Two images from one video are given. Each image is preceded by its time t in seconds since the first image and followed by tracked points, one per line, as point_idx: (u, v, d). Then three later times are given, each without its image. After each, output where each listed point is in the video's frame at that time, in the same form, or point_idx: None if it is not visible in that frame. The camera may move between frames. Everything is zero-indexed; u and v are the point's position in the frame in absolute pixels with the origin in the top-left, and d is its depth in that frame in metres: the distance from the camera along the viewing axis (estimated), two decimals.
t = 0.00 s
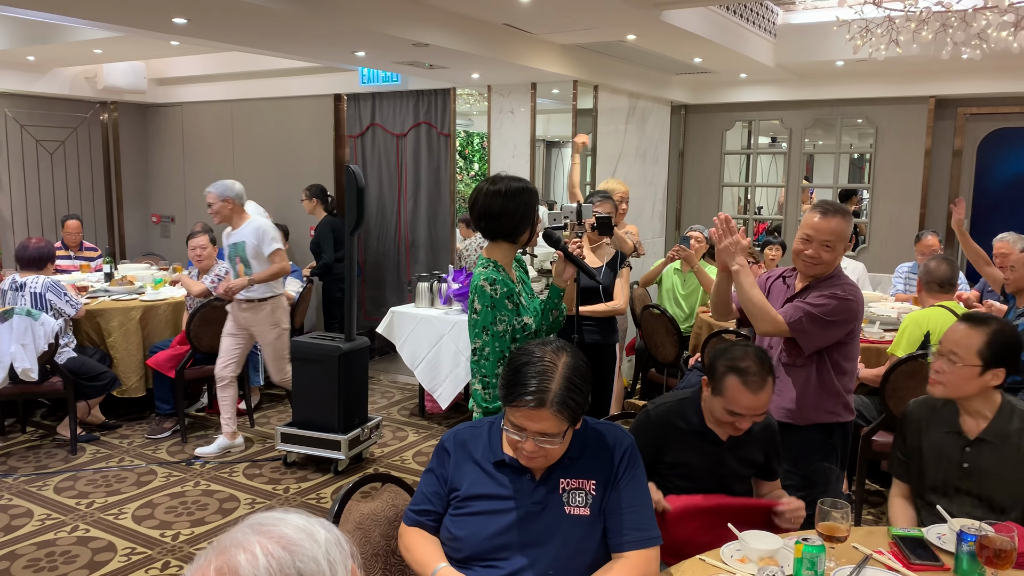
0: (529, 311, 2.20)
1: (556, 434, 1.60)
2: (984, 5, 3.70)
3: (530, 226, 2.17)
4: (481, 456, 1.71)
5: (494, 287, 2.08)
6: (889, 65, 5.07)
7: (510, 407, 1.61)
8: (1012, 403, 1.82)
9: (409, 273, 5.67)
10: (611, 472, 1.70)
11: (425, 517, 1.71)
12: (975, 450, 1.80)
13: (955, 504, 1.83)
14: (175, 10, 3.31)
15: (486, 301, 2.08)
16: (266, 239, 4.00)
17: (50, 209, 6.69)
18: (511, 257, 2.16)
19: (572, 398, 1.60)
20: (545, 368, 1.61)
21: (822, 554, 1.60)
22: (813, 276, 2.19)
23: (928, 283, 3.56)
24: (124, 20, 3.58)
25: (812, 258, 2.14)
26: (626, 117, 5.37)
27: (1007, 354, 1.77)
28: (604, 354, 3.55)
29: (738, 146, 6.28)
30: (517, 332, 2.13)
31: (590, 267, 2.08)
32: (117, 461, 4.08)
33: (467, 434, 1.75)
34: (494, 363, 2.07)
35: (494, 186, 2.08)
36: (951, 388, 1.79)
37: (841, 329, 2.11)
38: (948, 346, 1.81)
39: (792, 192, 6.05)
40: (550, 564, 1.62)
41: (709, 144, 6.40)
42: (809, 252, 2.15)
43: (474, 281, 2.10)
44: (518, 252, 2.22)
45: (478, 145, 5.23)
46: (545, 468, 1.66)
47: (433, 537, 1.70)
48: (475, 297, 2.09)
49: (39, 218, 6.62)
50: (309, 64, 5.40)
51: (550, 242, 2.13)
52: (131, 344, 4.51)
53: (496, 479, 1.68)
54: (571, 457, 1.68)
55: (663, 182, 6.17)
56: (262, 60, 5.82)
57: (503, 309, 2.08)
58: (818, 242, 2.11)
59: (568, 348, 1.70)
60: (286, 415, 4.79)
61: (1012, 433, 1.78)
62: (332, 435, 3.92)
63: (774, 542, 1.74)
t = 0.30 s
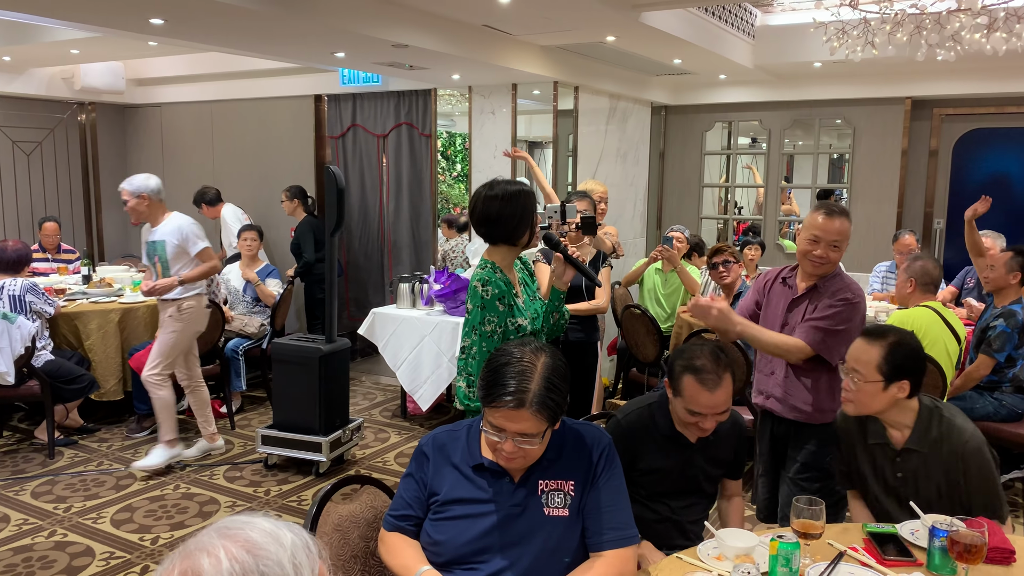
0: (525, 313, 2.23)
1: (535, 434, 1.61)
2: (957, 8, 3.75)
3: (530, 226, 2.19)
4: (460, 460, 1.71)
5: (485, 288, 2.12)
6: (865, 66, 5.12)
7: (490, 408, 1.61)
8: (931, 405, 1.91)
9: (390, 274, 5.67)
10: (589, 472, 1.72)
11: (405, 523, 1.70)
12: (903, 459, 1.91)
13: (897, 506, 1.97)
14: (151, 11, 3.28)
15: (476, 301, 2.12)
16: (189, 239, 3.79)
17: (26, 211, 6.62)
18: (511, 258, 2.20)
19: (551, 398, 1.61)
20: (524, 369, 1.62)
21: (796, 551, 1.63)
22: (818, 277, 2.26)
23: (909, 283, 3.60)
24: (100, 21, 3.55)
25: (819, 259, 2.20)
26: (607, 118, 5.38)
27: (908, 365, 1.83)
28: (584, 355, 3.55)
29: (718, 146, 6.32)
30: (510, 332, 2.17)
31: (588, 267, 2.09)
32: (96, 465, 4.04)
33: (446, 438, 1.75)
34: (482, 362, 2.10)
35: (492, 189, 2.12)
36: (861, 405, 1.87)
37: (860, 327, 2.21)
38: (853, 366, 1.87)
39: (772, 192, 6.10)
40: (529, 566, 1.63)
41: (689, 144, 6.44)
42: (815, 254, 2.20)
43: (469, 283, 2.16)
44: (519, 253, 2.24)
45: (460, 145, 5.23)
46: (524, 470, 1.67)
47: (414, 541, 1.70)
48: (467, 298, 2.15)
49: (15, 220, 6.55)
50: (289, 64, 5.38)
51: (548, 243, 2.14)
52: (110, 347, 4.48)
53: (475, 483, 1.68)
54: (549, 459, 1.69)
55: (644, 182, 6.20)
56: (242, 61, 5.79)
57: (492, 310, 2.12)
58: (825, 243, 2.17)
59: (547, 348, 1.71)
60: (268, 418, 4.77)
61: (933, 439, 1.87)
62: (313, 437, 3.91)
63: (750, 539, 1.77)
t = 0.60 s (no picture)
0: (532, 305, 2.33)
1: (511, 434, 1.60)
2: (934, 10, 3.79)
3: (534, 222, 2.25)
4: (437, 463, 1.71)
5: (489, 281, 2.24)
6: (846, 67, 5.16)
7: (467, 407, 1.60)
8: (875, 352, 1.92)
9: (374, 276, 5.67)
10: (566, 472, 1.72)
11: (382, 520, 1.71)
12: (847, 405, 1.95)
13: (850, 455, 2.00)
14: (130, 11, 3.26)
15: (483, 292, 2.24)
16: (83, 258, 3.54)
17: (5, 213, 6.55)
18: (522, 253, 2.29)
19: (527, 398, 1.61)
20: (500, 368, 1.61)
21: (772, 550, 1.63)
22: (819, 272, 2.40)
23: (895, 283, 3.62)
24: (77, 21, 3.51)
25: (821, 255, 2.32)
26: (590, 119, 5.40)
27: (840, 310, 1.86)
28: (566, 356, 3.54)
29: (700, 148, 6.36)
30: (516, 323, 2.27)
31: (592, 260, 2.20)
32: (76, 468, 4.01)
33: (423, 441, 1.75)
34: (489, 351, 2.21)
35: (498, 188, 2.21)
36: (798, 349, 1.92)
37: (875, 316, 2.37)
38: (790, 311, 1.93)
39: (754, 193, 6.14)
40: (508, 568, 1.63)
41: (671, 145, 6.47)
42: (815, 248, 2.33)
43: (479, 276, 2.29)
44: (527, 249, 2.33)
45: (445, 147, 5.23)
46: (501, 471, 1.67)
47: (391, 543, 1.70)
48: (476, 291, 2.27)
49: None
50: (271, 65, 5.36)
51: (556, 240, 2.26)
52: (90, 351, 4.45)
53: (453, 486, 1.68)
54: (526, 459, 1.70)
55: (627, 183, 6.23)
56: (224, 61, 5.76)
57: (498, 300, 2.24)
58: (824, 237, 2.31)
59: (523, 348, 1.70)
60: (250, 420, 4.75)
61: (868, 387, 1.89)
62: (296, 440, 3.89)
63: (727, 537, 1.78)
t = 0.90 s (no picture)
0: (537, 304, 2.34)
1: (478, 434, 1.60)
2: (910, 13, 3.83)
3: (541, 223, 2.29)
4: (410, 464, 1.71)
5: (498, 280, 2.24)
6: (824, 68, 5.20)
7: (432, 407, 1.61)
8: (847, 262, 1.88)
9: (358, 277, 5.67)
10: (537, 472, 1.71)
11: (358, 516, 1.72)
12: (806, 310, 1.93)
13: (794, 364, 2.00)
14: (106, 12, 3.24)
15: (492, 292, 2.23)
16: None
17: None
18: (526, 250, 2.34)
19: (492, 398, 1.61)
20: (466, 369, 1.62)
21: (745, 548, 1.64)
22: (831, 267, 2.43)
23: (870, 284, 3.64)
24: (53, 22, 3.48)
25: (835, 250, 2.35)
26: (572, 121, 5.42)
27: (821, 208, 1.82)
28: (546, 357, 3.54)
29: (682, 149, 6.39)
30: (523, 322, 2.28)
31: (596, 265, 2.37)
32: (54, 473, 3.97)
33: (395, 443, 1.75)
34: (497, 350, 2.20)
35: (504, 190, 2.25)
36: (775, 247, 1.88)
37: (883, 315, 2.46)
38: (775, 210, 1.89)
39: (735, 194, 6.18)
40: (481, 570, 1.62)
41: (653, 146, 6.50)
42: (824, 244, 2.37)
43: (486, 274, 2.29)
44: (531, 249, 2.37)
45: (429, 148, 5.23)
46: (472, 472, 1.67)
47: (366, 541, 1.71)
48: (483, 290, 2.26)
49: None
50: (251, 66, 5.35)
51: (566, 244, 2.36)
52: (69, 354, 4.42)
53: (424, 487, 1.68)
54: (497, 460, 1.69)
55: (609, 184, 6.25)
56: (206, 63, 5.73)
57: (509, 299, 2.24)
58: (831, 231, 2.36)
59: (490, 348, 1.71)
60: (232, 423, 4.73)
61: (825, 295, 1.86)
62: (276, 442, 3.87)
63: (701, 536, 1.76)
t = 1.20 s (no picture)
0: (524, 305, 2.31)
1: (443, 435, 1.60)
2: (883, 18, 3.88)
3: (531, 232, 2.24)
4: (379, 467, 1.71)
5: (485, 278, 2.19)
6: (801, 72, 5.26)
7: (397, 408, 1.59)
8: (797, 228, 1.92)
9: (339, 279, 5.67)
10: (505, 473, 1.70)
11: (329, 518, 1.72)
12: (761, 275, 1.95)
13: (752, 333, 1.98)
14: (80, 14, 3.23)
15: (479, 289, 2.18)
16: None
17: None
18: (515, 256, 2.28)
19: (457, 398, 1.60)
20: (430, 369, 1.61)
21: (713, 546, 1.62)
22: (862, 282, 2.28)
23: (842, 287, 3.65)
24: (28, 24, 3.47)
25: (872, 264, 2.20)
26: (552, 123, 5.47)
27: (783, 171, 1.85)
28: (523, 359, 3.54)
29: (662, 152, 6.44)
30: (507, 322, 2.25)
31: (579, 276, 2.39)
32: (29, 478, 3.93)
33: (366, 445, 1.75)
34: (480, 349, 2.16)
35: (499, 194, 2.21)
36: (743, 212, 1.92)
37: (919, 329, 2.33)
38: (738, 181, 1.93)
39: (714, 197, 6.23)
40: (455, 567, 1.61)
41: (633, 149, 6.55)
42: (860, 256, 2.21)
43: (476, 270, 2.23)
44: (521, 253, 2.32)
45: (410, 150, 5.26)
46: (440, 473, 1.66)
47: (337, 542, 1.71)
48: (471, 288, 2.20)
49: None
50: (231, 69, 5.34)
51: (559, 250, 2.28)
52: (45, 358, 4.39)
53: (393, 489, 1.68)
54: (466, 461, 1.68)
55: (589, 187, 6.29)
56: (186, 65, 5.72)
57: (496, 297, 2.19)
58: (868, 243, 2.20)
59: (456, 348, 1.70)
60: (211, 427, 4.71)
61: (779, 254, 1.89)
62: (254, 445, 3.86)
63: (672, 534, 1.76)
